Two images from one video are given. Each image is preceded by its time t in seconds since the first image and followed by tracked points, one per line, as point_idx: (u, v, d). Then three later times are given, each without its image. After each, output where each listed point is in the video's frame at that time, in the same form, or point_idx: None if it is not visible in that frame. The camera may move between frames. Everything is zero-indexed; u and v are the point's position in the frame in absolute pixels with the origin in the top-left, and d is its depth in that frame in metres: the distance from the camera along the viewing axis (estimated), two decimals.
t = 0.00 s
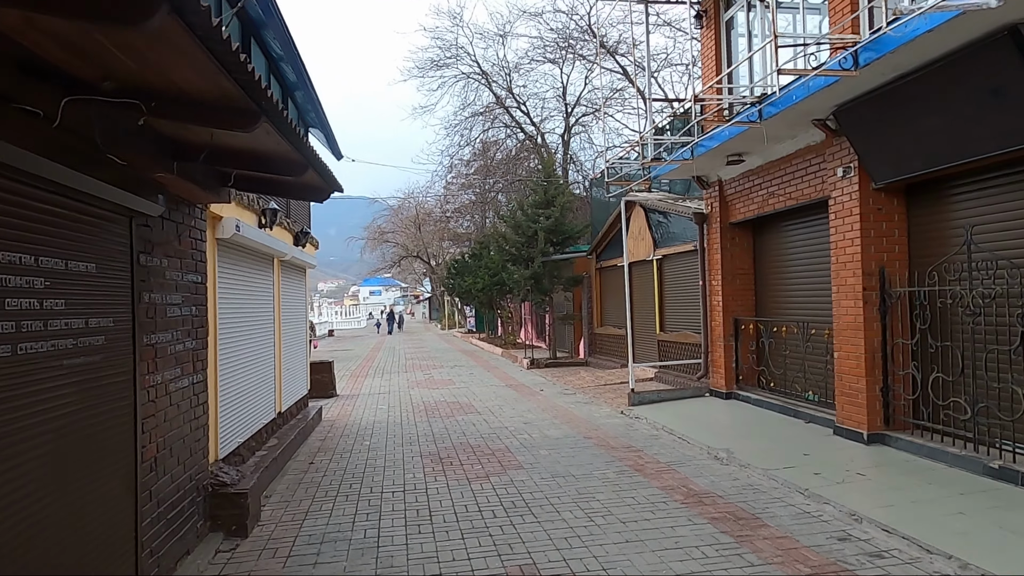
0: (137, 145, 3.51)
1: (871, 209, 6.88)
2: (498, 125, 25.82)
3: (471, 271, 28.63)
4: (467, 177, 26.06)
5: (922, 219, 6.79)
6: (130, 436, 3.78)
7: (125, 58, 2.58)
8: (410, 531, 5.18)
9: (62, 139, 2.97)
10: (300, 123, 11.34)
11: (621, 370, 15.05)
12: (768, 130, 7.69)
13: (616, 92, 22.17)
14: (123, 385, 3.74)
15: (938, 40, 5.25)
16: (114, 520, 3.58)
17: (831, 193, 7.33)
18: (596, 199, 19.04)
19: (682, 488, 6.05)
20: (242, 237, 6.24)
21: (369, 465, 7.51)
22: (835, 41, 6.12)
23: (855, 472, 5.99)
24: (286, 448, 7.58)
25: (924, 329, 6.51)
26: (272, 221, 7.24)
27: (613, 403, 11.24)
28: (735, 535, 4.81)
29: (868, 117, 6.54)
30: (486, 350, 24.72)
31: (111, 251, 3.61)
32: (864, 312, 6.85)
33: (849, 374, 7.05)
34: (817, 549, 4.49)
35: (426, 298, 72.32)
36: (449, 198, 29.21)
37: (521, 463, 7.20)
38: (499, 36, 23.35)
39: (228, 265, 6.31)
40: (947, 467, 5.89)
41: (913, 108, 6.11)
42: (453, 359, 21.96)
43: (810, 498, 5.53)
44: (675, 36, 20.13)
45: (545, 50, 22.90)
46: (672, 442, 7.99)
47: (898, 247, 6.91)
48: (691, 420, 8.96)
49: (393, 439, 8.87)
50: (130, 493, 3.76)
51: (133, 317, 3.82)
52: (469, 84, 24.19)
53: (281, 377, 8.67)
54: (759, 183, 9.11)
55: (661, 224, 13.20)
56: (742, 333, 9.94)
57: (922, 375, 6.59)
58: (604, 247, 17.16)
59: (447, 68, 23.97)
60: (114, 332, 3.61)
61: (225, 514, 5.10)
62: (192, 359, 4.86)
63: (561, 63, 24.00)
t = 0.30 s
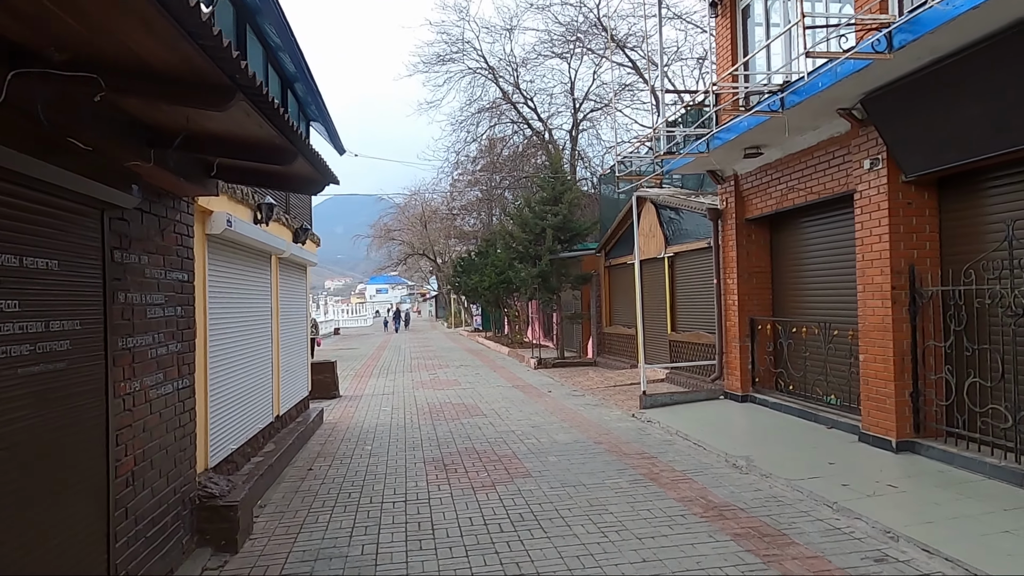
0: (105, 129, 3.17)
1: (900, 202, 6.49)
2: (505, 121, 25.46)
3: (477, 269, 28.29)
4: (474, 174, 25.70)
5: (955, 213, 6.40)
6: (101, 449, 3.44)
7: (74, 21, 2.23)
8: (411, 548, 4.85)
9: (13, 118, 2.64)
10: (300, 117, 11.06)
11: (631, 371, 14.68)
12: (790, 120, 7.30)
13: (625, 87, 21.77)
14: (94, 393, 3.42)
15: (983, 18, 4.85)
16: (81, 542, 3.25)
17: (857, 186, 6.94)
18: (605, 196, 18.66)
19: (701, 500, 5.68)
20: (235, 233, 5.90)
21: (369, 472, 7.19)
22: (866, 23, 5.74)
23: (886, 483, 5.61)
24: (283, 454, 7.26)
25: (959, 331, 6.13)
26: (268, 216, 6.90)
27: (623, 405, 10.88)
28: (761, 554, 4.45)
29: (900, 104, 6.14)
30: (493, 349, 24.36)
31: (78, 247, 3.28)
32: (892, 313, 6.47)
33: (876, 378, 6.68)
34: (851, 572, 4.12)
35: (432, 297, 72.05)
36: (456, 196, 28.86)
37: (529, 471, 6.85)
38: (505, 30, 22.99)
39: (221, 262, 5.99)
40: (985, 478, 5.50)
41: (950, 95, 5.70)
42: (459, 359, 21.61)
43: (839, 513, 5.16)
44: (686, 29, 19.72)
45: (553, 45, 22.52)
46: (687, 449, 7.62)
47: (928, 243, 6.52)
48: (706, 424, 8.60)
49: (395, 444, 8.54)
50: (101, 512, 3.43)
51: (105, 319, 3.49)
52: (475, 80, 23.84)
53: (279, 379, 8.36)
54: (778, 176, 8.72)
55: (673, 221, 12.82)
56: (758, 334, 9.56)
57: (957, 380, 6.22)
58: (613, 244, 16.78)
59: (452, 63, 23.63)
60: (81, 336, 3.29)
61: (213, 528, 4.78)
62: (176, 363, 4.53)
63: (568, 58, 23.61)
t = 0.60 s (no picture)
0: (61, 96, 2.82)
1: (933, 190, 6.08)
2: (511, 116, 25.09)
3: (483, 267, 27.94)
4: (480, 170, 25.34)
5: (993, 201, 5.98)
6: (61, 456, 3.08)
7: None
8: (410, 560, 4.49)
9: None
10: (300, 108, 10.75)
11: (641, 370, 14.30)
12: (813, 105, 6.90)
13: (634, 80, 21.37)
14: (54, 394, 3.08)
15: None
16: (33, 561, 2.89)
17: (885, 173, 6.53)
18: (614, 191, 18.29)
19: (722, 508, 5.30)
20: (224, 223, 5.56)
21: (370, 476, 6.84)
22: None
23: (921, 490, 5.22)
24: (279, 457, 6.92)
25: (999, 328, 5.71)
26: (262, 206, 6.57)
27: (634, 406, 10.49)
28: (791, 569, 4.07)
29: (934, 84, 5.73)
30: (499, 348, 24.00)
31: (32, 229, 2.97)
32: (925, 308, 6.06)
33: (906, 377, 6.28)
34: None
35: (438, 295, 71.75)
36: (461, 193, 28.51)
37: (537, 476, 6.49)
38: (511, 24, 22.62)
39: (211, 254, 5.65)
40: None
41: (990, 72, 5.29)
42: (465, 358, 21.24)
43: (874, 523, 4.77)
44: (696, 20, 19.30)
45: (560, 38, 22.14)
46: (704, 451, 7.24)
47: (963, 233, 6.11)
48: (722, 425, 8.22)
49: (397, 446, 8.19)
50: (61, 527, 3.06)
51: (66, 311, 3.15)
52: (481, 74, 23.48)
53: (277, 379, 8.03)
54: (797, 166, 8.31)
55: (685, 215, 12.43)
56: (776, 331, 9.17)
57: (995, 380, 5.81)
58: (622, 240, 16.39)
59: (458, 57, 23.30)
60: (35, 331, 2.98)
61: (198, 539, 4.43)
62: (156, 361, 4.18)
63: (575, 51, 23.22)
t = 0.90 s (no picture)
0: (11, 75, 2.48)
1: (969, 187, 5.70)
2: (517, 113, 24.74)
3: (488, 267, 27.60)
4: (485, 168, 25.00)
5: None
6: (16, 482, 2.74)
7: None
8: None
9: None
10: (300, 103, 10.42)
11: (650, 373, 13.94)
12: (839, 96, 6.52)
13: (641, 76, 21.00)
14: (9, 412, 2.74)
15: None
16: None
17: (916, 169, 6.16)
18: (621, 190, 17.93)
19: (746, 528, 4.93)
20: (214, 221, 5.22)
21: (370, 487, 6.50)
22: None
23: (960, 510, 4.85)
24: (274, 467, 6.58)
25: None
26: (256, 203, 6.23)
27: (645, 411, 10.13)
28: None
29: (971, 73, 5.34)
30: (504, 349, 23.65)
31: None
32: (960, 312, 5.68)
33: (939, 386, 5.90)
34: None
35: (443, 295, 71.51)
36: (466, 191, 28.18)
37: (546, 488, 6.14)
38: (517, 20, 22.26)
39: (200, 254, 5.32)
40: None
41: None
42: (469, 358, 20.89)
43: (913, 546, 4.40)
44: (706, 16, 18.93)
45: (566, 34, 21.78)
46: (721, 462, 6.87)
47: (1001, 233, 5.73)
48: (739, 433, 7.85)
49: (399, 454, 7.85)
50: (14, 562, 2.72)
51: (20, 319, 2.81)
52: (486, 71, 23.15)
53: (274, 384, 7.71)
54: (818, 162, 7.94)
55: (696, 214, 12.07)
56: (793, 335, 8.80)
57: None
58: (630, 240, 16.03)
59: (463, 53, 22.94)
60: None
61: (182, 562, 4.08)
62: (134, 371, 3.85)
63: (582, 47, 22.85)
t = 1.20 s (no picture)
0: None
1: (1002, 175, 5.35)
2: (519, 109, 24.38)
3: (490, 265, 27.24)
4: (487, 165, 24.64)
5: None
6: None
7: None
8: None
9: None
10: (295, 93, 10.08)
11: (655, 373, 13.58)
12: (860, 80, 6.16)
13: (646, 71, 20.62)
14: None
15: None
16: None
17: (943, 157, 5.81)
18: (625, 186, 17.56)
19: (766, 540, 4.58)
20: (194, 209, 4.87)
21: (363, 493, 6.16)
22: None
23: (998, 522, 4.49)
24: (263, 472, 6.24)
25: None
26: (242, 193, 5.86)
27: (652, 412, 9.77)
28: None
29: (1005, 51, 4.98)
30: (506, 348, 23.31)
31: None
32: (993, 309, 5.33)
33: (968, 388, 5.55)
34: None
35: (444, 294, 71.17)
36: (468, 188, 27.83)
37: (550, 495, 5.79)
38: (519, 14, 21.92)
39: (181, 245, 4.98)
40: None
41: None
42: (470, 357, 20.55)
43: (950, 562, 4.04)
44: (712, 9, 18.56)
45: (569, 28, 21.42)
46: (734, 467, 6.51)
47: None
48: (751, 434, 7.51)
49: (396, 457, 7.51)
50: None
51: None
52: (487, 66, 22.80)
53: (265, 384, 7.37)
54: (835, 152, 7.58)
55: (704, 209, 11.71)
56: (807, 333, 8.44)
57: None
58: (635, 236, 15.67)
59: (465, 48, 22.57)
60: None
61: None
62: (99, 370, 3.51)
63: (585, 42, 22.48)
